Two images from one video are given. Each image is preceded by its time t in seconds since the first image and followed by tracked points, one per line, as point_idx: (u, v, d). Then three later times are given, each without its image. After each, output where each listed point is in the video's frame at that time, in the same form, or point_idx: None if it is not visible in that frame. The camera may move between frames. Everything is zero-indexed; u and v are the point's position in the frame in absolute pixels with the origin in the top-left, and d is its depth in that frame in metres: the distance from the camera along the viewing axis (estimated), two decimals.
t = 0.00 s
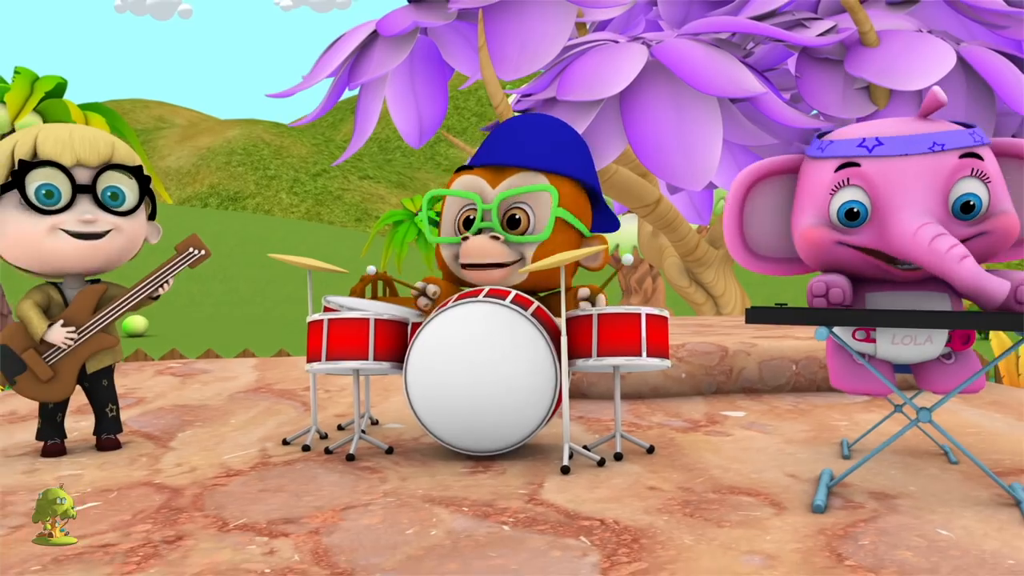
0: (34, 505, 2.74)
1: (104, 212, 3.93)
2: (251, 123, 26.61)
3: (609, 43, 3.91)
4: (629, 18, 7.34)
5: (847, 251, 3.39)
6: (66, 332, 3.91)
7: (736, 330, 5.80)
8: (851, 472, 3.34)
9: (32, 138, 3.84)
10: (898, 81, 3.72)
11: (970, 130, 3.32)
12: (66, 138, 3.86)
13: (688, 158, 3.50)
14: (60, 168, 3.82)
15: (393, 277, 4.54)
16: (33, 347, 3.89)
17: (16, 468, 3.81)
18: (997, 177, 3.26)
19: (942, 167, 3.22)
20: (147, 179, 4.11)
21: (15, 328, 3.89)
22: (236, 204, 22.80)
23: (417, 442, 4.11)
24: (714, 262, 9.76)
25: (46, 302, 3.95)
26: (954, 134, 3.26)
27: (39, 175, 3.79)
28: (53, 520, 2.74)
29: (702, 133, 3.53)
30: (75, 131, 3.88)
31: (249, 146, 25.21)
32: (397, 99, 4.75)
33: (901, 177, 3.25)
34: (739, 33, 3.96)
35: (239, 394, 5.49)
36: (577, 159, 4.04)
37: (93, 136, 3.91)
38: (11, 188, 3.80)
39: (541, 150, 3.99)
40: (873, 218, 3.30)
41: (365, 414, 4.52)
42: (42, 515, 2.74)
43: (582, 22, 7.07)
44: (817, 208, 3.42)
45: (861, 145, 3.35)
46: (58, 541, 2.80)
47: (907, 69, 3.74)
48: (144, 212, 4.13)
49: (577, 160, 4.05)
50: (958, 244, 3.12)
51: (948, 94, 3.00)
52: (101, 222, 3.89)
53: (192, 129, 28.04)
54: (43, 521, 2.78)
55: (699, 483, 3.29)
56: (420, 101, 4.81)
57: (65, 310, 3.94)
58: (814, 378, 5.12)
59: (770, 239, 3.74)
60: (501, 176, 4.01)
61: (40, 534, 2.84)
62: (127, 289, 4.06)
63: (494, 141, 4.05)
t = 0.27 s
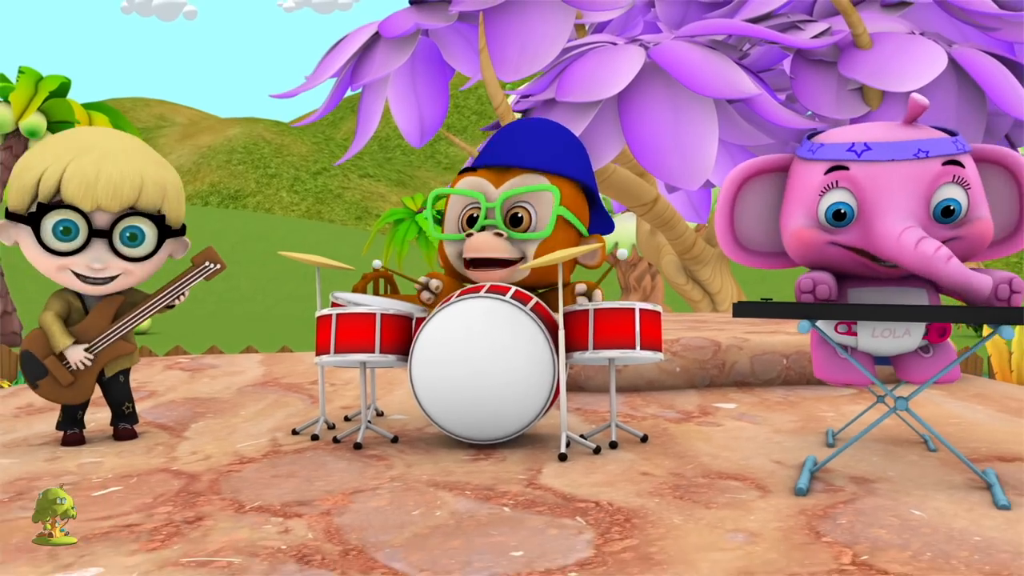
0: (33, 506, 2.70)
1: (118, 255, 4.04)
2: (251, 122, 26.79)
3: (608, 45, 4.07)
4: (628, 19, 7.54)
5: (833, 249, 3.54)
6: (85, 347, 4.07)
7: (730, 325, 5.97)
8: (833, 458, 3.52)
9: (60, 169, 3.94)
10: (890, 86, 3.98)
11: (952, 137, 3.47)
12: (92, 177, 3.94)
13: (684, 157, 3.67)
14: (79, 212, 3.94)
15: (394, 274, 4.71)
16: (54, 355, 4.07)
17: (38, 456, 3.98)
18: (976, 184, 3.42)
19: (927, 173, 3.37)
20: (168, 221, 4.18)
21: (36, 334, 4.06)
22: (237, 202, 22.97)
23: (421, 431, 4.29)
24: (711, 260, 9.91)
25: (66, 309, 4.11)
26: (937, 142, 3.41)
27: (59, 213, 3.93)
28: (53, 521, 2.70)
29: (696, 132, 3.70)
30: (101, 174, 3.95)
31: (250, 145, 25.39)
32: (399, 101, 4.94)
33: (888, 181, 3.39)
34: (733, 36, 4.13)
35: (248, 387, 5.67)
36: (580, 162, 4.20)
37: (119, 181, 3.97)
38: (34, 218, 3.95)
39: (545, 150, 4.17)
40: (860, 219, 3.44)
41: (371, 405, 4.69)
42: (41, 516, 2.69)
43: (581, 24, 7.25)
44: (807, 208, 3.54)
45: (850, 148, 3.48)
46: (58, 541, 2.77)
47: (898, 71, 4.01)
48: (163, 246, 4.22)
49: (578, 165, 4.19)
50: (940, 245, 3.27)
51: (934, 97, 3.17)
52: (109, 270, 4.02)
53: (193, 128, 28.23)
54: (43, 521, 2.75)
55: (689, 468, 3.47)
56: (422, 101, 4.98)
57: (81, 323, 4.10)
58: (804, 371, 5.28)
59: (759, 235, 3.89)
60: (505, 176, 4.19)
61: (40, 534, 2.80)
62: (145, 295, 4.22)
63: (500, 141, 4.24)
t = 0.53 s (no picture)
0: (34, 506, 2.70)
1: (135, 215, 4.24)
2: (251, 121, 26.94)
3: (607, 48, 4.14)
4: (627, 19, 7.69)
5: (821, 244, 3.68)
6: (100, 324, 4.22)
7: (725, 321, 6.11)
8: (820, 447, 3.66)
9: (72, 144, 4.15)
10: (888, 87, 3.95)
11: (939, 142, 3.63)
12: (102, 145, 4.17)
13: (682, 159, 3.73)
14: (97, 174, 4.14)
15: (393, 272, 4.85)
16: (70, 338, 4.20)
17: (56, 447, 4.14)
18: (960, 188, 3.58)
19: (913, 175, 3.53)
20: (177, 185, 4.42)
21: (53, 319, 4.21)
22: (238, 201, 23.12)
23: (424, 424, 4.44)
24: (708, 258, 10.05)
25: (81, 295, 4.26)
26: (924, 146, 3.57)
27: (78, 179, 4.11)
28: (52, 520, 2.70)
29: (693, 131, 3.73)
30: (111, 140, 4.19)
31: (250, 143, 25.55)
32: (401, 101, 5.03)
33: (877, 181, 3.54)
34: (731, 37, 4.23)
35: (255, 382, 5.82)
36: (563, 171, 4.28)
37: (127, 144, 4.23)
38: (52, 190, 4.12)
39: (529, 165, 4.26)
40: (847, 216, 3.59)
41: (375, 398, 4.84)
42: (40, 516, 2.69)
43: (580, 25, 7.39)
44: (797, 203, 3.68)
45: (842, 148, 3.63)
46: (57, 541, 2.78)
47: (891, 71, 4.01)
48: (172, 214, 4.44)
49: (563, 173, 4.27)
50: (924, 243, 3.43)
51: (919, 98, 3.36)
52: (131, 225, 4.20)
53: (194, 127, 28.40)
54: (43, 521, 2.76)
55: (681, 458, 3.62)
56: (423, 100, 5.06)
57: (98, 304, 4.25)
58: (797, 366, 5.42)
59: (749, 227, 4.06)
60: (486, 196, 4.29)
61: (40, 534, 2.81)
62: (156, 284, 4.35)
63: (478, 159, 4.31)
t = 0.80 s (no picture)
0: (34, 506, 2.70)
1: (149, 236, 4.37)
2: (252, 120, 27.11)
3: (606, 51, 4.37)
4: (625, 21, 7.88)
5: (798, 226, 3.81)
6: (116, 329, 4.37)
7: (719, 318, 6.27)
8: (807, 436, 3.83)
9: (95, 158, 4.28)
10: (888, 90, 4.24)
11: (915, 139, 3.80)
12: (125, 163, 4.28)
13: (677, 158, 3.94)
14: (115, 195, 4.27)
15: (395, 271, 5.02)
16: (88, 340, 4.35)
17: (74, 437, 4.31)
18: (934, 178, 3.69)
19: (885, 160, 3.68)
20: (194, 203, 4.53)
21: (71, 321, 4.35)
22: (238, 200, 23.28)
23: (427, 415, 4.61)
24: (705, 256, 10.19)
25: (98, 298, 4.42)
26: (898, 138, 3.74)
27: (96, 198, 4.25)
28: (53, 520, 2.70)
29: (690, 133, 3.99)
30: (133, 159, 4.29)
31: (251, 142, 25.72)
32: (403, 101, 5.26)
33: (850, 165, 3.71)
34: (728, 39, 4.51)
35: (261, 377, 5.99)
36: (554, 179, 4.47)
37: (150, 163, 4.33)
38: (71, 205, 4.26)
39: (525, 173, 4.43)
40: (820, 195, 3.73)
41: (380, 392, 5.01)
42: (38, 517, 2.68)
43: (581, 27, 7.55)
44: (777, 190, 3.84)
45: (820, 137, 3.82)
46: (57, 541, 2.77)
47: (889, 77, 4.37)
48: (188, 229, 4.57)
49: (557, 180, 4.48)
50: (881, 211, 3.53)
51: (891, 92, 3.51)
52: (143, 249, 4.34)
53: (195, 126, 28.58)
54: (43, 521, 2.75)
55: (673, 446, 3.79)
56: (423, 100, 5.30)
57: (113, 309, 4.41)
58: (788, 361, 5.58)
59: (742, 226, 4.17)
60: (484, 203, 4.45)
61: (40, 535, 2.80)
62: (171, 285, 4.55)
63: (476, 167, 4.46)
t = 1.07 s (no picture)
0: (34, 506, 2.72)
1: (163, 227, 4.54)
2: (253, 119, 27.29)
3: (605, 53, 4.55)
4: (624, 23, 8.07)
5: (781, 224, 4.04)
6: (130, 321, 4.51)
7: (714, 314, 6.43)
8: (794, 427, 3.99)
9: (109, 154, 4.45)
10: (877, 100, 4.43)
11: (900, 146, 3.93)
12: (137, 158, 4.45)
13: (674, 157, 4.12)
14: (129, 188, 4.44)
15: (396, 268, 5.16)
16: (103, 333, 4.52)
17: (90, 428, 4.47)
18: (911, 188, 3.85)
19: (865, 168, 3.85)
20: (205, 197, 4.70)
21: (87, 314, 4.52)
22: (240, 198, 23.45)
23: (430, 408, 4.77)
24: (702, 255, 10.30)
25: (112, 292, 4.57)
26: (882, 146, 3.89)
27: (111, 193, 4.42)
28: (52, 520, 2.72)
29: (686, 133, 4.17)
30: (145, 154, 4.45)
31: (251, 141, 25.90)
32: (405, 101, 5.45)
33: (832, 169, 3.88)
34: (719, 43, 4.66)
35: (268, 371, 6.14)
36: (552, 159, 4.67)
37: (162, 158, 4.49)
38: (88, 200, 4.43)
39: (525, 153, 4.61)
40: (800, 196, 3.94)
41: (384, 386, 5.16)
42: (44, 515, 2.74)
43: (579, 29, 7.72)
44: (764, 185, 4.06)
45: (809, 138, 4.00)
46: (57, 541, 2.79)
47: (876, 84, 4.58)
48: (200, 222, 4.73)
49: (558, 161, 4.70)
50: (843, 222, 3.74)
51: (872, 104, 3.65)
52: (157, 237, 4.50)
53: (196, 125, 28.73)
54: (43, 521, 2.77)
55: (667, 437, 3.95)
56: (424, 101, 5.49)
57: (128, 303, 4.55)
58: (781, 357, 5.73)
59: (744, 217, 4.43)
60: (489, 183, 4.63)
61: (41, 533, 2.83)
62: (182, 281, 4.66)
63: (477, 154, 4.68)
